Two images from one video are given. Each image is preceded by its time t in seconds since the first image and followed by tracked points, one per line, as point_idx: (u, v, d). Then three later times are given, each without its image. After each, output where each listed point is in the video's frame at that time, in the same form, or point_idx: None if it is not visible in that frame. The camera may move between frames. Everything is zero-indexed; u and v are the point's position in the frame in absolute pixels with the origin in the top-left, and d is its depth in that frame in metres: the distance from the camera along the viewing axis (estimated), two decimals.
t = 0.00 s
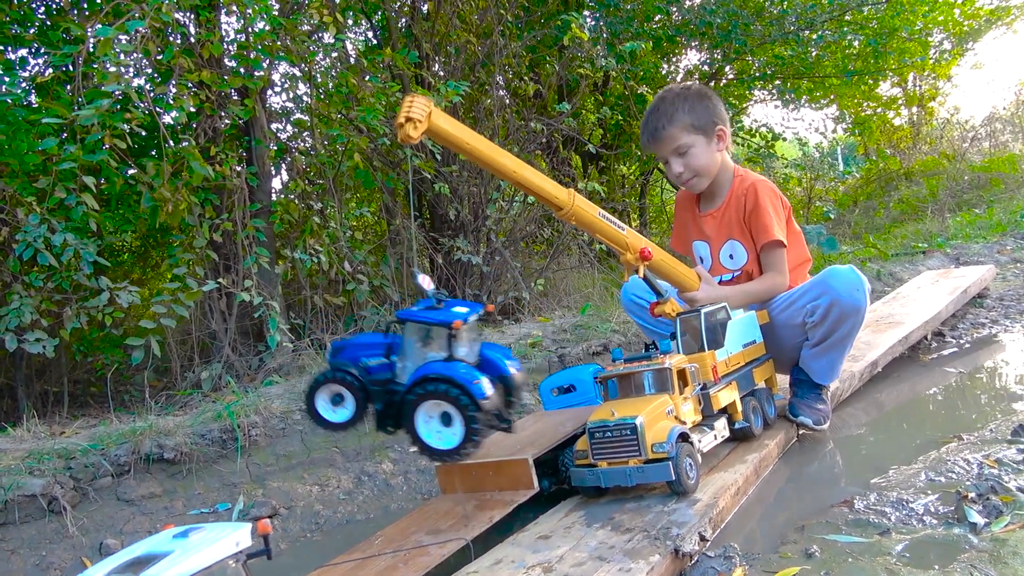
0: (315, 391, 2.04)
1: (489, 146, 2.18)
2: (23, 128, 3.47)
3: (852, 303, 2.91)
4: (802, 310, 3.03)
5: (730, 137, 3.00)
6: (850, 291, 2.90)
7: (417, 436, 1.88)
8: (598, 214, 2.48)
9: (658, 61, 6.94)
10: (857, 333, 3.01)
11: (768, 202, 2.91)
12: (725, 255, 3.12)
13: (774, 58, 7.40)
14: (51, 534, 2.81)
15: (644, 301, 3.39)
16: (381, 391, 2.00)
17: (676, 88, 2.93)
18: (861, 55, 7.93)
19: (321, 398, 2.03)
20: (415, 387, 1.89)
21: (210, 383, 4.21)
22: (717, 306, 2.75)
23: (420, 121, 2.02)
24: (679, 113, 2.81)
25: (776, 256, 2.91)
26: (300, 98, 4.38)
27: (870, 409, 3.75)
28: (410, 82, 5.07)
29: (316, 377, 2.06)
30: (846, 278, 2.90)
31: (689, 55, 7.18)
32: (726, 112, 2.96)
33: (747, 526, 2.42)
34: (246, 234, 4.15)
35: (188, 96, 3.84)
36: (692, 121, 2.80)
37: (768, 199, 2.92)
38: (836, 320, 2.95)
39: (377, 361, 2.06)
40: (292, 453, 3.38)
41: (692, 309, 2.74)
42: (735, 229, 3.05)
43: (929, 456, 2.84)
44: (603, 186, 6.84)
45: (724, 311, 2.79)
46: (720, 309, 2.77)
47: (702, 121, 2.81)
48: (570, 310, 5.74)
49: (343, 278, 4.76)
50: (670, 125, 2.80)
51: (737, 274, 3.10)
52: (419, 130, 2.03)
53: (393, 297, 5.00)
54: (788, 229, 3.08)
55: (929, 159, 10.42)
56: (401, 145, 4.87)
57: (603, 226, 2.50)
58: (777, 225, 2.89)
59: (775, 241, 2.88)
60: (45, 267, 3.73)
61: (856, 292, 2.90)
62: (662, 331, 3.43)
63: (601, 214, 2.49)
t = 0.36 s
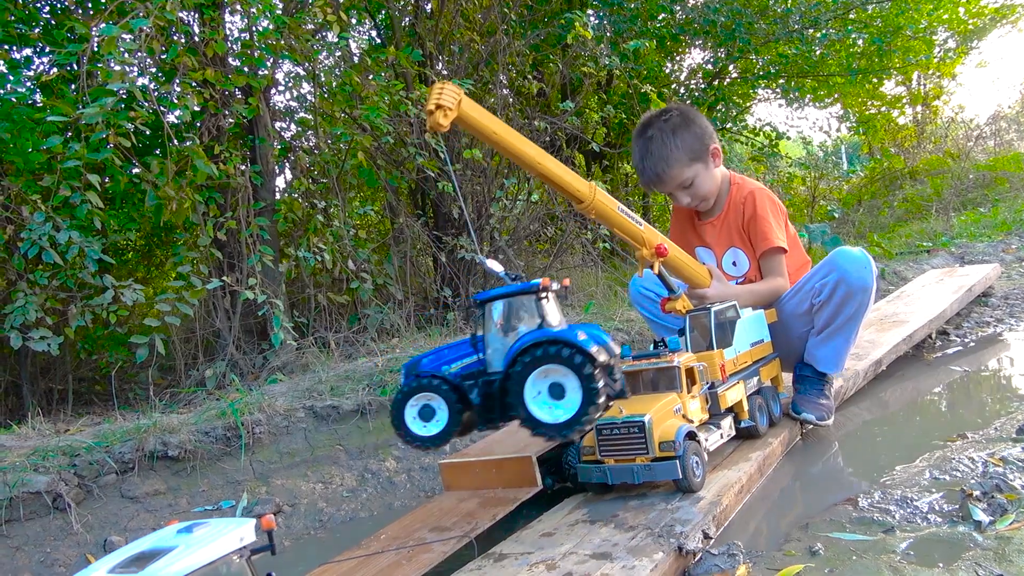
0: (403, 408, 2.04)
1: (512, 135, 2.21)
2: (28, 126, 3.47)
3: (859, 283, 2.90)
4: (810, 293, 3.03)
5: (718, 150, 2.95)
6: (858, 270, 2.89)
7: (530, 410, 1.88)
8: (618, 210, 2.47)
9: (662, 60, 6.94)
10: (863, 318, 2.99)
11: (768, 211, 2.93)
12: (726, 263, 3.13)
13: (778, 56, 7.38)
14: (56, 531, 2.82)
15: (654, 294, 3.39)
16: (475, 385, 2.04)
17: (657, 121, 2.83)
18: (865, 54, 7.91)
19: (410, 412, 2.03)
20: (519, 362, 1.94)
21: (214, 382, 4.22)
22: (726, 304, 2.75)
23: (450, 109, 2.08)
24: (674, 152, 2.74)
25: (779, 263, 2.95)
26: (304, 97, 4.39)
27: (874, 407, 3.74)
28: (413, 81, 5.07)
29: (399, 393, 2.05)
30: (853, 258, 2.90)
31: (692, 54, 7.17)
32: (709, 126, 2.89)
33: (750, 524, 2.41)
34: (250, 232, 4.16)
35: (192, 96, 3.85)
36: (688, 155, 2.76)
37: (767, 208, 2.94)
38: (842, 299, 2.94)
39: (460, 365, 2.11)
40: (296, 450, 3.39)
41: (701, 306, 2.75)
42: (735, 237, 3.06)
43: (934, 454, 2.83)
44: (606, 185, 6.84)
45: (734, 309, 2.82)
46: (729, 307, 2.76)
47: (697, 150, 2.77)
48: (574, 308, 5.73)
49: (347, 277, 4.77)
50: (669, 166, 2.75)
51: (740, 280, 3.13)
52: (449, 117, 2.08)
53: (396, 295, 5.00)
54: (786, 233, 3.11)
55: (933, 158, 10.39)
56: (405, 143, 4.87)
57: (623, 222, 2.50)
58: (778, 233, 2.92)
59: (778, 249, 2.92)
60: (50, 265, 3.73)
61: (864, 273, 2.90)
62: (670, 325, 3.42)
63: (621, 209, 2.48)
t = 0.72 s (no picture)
0: (395, 392, 2.18)
1: (517, 129, 2.23)
2: (35, 121, 3.48)
3: (851, 280, 2.87)
4: (805, 291, 3.03)
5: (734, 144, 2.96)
6: (849, 267, 2.87)
7: (525, 402, 2.04)
8: (623, 203, 2.48)
9: (667, 56, 6.91)
10: (859, 315, 2.95)
11: (780, 207, 2.91)
12: (736, 255, 3.12)
13: (784, 53, 7.33)
14: (62, 524, 2.83)
15: (661, 286, 3.39)
16: (468, 377, 2.22)
17: (678, 106, 2.84)
18: (872, 51, 7.87)
19: (402, 396, 2.18)
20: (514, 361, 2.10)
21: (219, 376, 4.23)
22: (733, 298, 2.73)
23: (457, 100, 2.10)
24: (692, 137, 2.74)
25: (789, 258, 2.95)
26: (308, 93, 4.39)
27: (881, 403, 3.73)
28: (418, 76, 5.06)
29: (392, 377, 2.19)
30: (845, 255, 2.87)
31: (697, 51, 7.15)
32: (729, 120, 2.89)
33: (756, 518, 2.41)
34: (256, 227, 4.16)
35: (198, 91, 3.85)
36: (706, 142, 2.75)
37: (779, 203, 2.93)
38: (834, 297, 2.91)
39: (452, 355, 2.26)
40: (301, 445, 3.40)
41: (708, 300, 2.74)
42: (745, 230, 3.05)
43: (941, 449, 2.81)
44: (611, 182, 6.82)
45: (740, 303, 2.79)
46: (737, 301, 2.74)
47: (715, 139, 2.77)
48: (579, 304, 5.72)
49: (352, 272, 4.76)
50: (686, 150, 2.74)
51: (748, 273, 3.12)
52: (455, 109, 2.10)
53: (401, 291, 4.99)
54: (798, 230, 3.11)
55: (940, 155, 10.33)
56: (409, 139, 4.87)
57: (629, 215, 2.50)
58: (789, 229, 2.92)
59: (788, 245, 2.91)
60: (56, 259, 3.74)
61: (855, 270, 2.87)
62: (678, 319, 3.38)
63: (626, 202, 2.48)
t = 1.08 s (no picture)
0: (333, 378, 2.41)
1: (506, 134, 2.32)
2: (40, 116, 3.46)
3: (829, 272, 2.80)
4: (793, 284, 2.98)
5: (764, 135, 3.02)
6: (823, 260, 2.80)
7: (450, 417, 2.28)
8: (614, 199, 2.53)
9: (673, 52, 6.88)
10: (846, 304, 2.88)
11: (792, 202, 2.91)
12: (744, 248, 3.11)
13: (790, 48, 7.32)
14: (68, 517, 2.83)
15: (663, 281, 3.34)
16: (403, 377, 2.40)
17: (726, 77, 2.90)
18: (878, 45, 7.83)
19: (339, 383, 2.41)
20: (444, 374, 2.29)
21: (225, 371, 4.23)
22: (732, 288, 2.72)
23: (436, 105, 2.17)
24: (737, 107, 2.79)
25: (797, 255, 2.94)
26: (312, 90, 4.40)
27: (887, 398, 3.71)
28: (423, 70, 5.05)
29: (332, 364, 2.42)
30: (819, 248, 2.80)
31: (703, 46, 7.07)
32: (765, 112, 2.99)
33: (762, 511, 2.39)
34: (261, 222, 4.16)
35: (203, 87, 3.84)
36: (747, 116, 2.81)
37: (792, 199, 2.92)
38: (817, 290, 2.86)
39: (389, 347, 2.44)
40: (306, 438, 3.40)
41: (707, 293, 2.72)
42: (755, 224, 3.04)
43: (949, 442, 2.80)
44: (616, 177, 6.80)
45: (740, 294, 2.76)
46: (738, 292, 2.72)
47: (754, 119, 2.84)
48: (583, 300, 5.71)
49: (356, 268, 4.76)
50: (729, 115, 2.78)
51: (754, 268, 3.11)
52: (436, 114, 2.18)
53: (406, 286, 4.99)
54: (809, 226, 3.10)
55: (946, 150, 10.27)
56: (414, 134, 4.86)
57: (621, 212, 2.55)
58: (800, 225, 2.91)
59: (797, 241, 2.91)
60: (62, 254, 3.75)
61: (831, 261, 2.79)
62: (679, 313, 3.39)
63: (617, 199, 2.53)
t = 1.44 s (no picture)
0: (343, 390, 2.46)
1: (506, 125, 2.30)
2: (44, 114, 3.46)
3: (837, 265, 2.79)
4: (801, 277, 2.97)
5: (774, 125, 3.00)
6: (831, 253, 2.78)
7: (466, 408, 2.43)
8: (617, 192, 2.52)
9: (677, 46, 6.85)
10: (854, 298, 2.87)
11: (801, 195, 2.89)
12: (752, 241, 3.10)
13: (795, 42, 7.29)
14: (74, 512, 2.85)
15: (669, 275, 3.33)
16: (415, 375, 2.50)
17: (733, 67, 2.90)
18: (884, 39, 7.76)
19: (349, 392, 2.46)
20: (459, 366, 2.44)
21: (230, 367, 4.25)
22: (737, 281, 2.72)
23: (436, 100, 2.17)
24: (740, 97, 2.78)
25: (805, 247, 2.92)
26: (316, 87, 4.40)
27: (894, 391, 3.69)
28: (426, 66, 5.04)
29: (342, 371, 2.46)
30: (827, 241, 2.78)
31: (707, 41, 7.05)
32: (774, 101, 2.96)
33: (768, 504, 2.39)
34: (265, 218, 4.17)
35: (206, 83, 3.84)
36: (752, 105, 2.79)
37: (801, 191, 2.90)
38: (825, 282, 2.84)
39: (397, 347, 2.51)
40: (312, 433, 3.40)
41: (711, 287, 2.74)
42: (763, 217, 3.02)
43: (956, 435, 2.78)
44: (620, 171, 6.79)
45: (746, 287, 2.77)
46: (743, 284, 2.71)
47: (760, 108, 2.82)
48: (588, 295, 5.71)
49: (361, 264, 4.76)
50: (732, 104, 2.77)
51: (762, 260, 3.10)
52: (435, 108, 2.18)
53: (411, 282, 4.99)
54: (819, 220, 3.07)
55: (953, 144, 10.21)
56: (418, 130, 4.86)
57: (623, 205, 2.55)
58: (808, 218, 2.89)
59: (806, 234, 2.89)
60: (67, 251, 3.76)
61: (840, 254, 2.77)
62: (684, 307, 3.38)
63: (620, 192, 2.52)
